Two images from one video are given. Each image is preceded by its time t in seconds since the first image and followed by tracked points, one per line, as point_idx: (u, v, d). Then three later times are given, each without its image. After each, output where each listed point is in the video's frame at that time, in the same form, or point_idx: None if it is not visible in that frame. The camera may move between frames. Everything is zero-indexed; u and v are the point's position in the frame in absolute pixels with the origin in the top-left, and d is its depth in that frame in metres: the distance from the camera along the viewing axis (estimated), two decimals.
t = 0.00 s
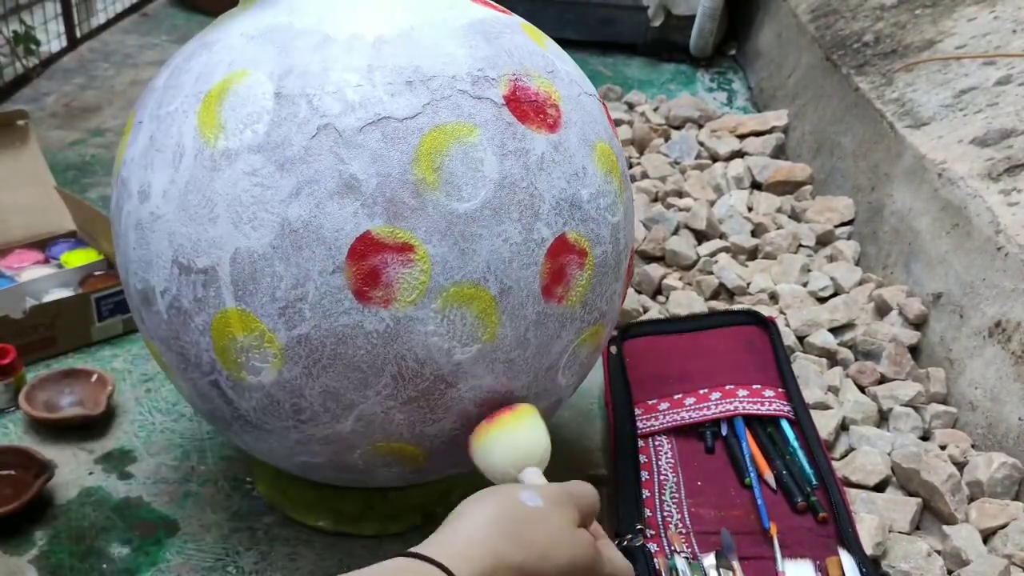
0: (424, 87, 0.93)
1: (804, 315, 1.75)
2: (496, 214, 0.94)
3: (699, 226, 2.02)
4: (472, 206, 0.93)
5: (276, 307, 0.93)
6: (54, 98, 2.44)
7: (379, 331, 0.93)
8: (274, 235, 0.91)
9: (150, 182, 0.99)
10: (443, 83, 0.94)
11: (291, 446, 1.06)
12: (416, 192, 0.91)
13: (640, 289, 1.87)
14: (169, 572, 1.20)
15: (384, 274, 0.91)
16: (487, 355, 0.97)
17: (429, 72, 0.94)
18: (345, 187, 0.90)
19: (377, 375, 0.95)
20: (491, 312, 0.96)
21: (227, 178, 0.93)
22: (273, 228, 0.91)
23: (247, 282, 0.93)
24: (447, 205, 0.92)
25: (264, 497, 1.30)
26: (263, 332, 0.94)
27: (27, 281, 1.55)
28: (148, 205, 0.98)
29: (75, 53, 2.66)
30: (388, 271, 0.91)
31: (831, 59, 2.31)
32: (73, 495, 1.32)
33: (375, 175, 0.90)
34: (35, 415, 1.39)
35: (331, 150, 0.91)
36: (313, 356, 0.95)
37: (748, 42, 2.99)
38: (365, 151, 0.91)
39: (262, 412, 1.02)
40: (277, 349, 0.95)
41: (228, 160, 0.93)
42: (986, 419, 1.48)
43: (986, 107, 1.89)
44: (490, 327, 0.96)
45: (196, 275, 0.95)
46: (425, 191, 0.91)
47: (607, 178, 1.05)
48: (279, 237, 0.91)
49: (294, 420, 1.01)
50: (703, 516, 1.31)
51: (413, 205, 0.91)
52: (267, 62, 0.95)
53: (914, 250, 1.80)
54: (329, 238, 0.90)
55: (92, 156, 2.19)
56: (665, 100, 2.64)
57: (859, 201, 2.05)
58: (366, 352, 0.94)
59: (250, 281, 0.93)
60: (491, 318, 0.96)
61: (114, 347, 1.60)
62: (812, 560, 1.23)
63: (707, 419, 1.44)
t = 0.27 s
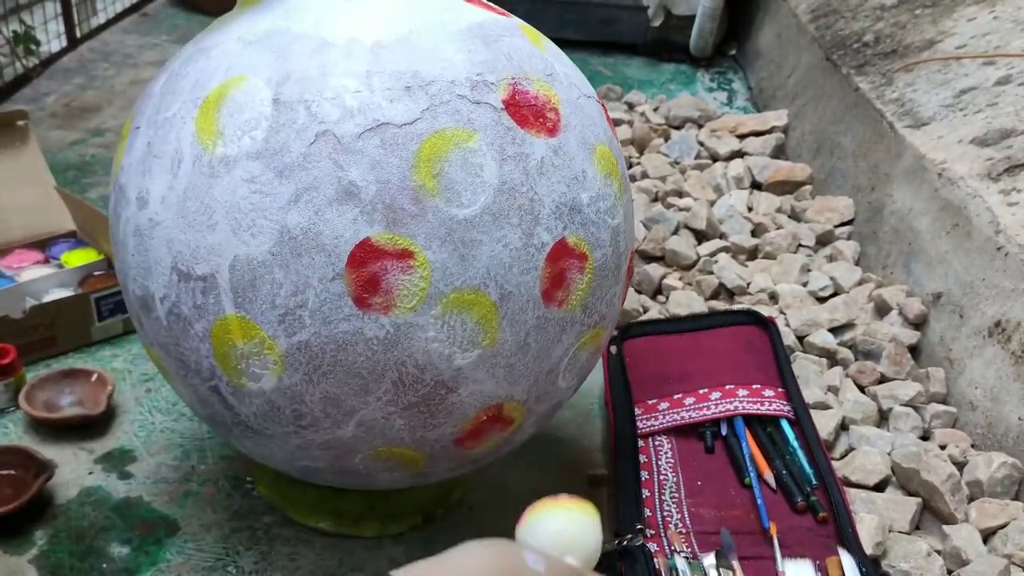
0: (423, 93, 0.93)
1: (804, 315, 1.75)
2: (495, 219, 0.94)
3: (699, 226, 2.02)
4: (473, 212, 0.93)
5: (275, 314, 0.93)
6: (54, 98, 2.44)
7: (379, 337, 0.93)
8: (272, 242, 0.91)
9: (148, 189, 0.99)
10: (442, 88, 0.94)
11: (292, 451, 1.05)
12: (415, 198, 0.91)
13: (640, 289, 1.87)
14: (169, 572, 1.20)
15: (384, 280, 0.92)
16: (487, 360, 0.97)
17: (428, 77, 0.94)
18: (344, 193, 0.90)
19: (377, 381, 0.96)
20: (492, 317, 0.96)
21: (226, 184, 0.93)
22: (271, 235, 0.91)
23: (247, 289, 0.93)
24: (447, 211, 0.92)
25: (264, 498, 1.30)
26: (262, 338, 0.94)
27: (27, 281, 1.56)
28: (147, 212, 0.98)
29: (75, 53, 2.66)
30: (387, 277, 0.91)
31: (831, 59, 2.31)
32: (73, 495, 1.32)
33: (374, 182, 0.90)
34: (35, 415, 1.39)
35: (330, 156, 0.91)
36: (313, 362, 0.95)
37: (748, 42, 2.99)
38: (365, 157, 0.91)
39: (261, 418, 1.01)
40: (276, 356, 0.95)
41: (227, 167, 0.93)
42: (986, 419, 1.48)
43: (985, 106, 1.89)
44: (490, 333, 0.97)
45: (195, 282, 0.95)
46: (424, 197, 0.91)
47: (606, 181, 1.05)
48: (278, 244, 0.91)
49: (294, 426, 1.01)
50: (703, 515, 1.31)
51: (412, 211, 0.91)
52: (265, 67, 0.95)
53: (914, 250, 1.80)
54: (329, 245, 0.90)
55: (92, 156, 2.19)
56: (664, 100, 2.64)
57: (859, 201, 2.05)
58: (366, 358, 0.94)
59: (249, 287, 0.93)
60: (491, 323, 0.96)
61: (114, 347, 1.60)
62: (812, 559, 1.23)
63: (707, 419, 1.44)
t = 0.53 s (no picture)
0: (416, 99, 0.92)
1: (804, 316, 1.75)
2: (489, 227, 0.94)
3: (699, 226, 2.02)
4: (467, 219, 0.93)
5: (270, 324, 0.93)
6: (54, 98, 2.44)
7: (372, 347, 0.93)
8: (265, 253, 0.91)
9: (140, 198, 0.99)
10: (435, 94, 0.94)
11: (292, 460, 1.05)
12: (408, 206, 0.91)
13: (640, 289, 1.87)
14: (169, 573, 1.20)
15: (379, 290, 0.91)
16: (484, 368, 0.98)
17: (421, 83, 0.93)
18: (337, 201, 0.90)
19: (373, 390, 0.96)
20: (487, 326, 0.96)
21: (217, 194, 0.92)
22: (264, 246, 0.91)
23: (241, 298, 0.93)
24: (440, 220, 0.92)
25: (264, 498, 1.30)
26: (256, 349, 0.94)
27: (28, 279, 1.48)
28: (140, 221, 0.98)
29: (74, 52, 2.66)
30: (381, 288, 0.91)
31: (831, 59, 2.31)
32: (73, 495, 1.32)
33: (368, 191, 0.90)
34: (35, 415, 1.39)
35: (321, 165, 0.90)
36: (307, 371, 0.95)
37: (748, 42, 2.99)
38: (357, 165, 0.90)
39: (258, 427, 1.01)
40: (271, 367, 0.95)
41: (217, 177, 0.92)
42: (986, 419, 1.48)
43: (986, 106, 1.89)
44: (485, 341, 0.96)
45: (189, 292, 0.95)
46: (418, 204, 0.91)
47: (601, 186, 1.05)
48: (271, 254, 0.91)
49: (291, 433, 1.00)
50: (703, 515, 1.31)
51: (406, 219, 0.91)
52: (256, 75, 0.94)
53: (914, 250, 1.80)
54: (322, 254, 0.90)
55: (92, 156, 2.19)
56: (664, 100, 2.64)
57: (859, 201, 2.05)
58: (361, 367, 0.94)
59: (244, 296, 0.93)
60: (486, 331, 0.96)
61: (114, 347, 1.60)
62: (813, 559, 1.23)
63: (707, 419, 1.44)
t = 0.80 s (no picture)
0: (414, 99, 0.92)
1: (804, 316, 1.75)
2: (488, 228, 0.94)
3: (699, 226, 2.02)
4: (467, 219, 0.93)
5: (270, 325, 0.93)
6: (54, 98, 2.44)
7: (369, 350, 0.93)
8: (264, 255, 0.91)
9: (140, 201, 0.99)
10: (434, 95, 0.94)
11: (293, 461, 1.05)
12: (407, 208, 0.90)
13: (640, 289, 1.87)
14: (169, 572, 1.20)
15: (377, 290, 0.91)
16: (483, 368, 0.98)
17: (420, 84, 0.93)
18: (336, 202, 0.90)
19: (372, 391, 0.96)
20: (487, 326, 0.96)
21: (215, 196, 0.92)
22: (263, 248, 0.91)
23: (240, 299, 0.93)
24: (439, 221, 0.91)
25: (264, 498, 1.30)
26: (256, 350, 0.94)
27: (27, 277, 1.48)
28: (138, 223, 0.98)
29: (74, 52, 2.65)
30: (380, 289, 0.91)
31: (831, 59, 2.31)
32: (73, 495, 1.32)
33: (366, 192, 0.89)
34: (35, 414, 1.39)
35: (320, 166, 0.90)
36: (307, 372, 0.95)
37: (748, 42, 2.99)
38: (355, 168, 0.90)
39: (257, 428, 1.01)
40: (271, 368, 0.95)
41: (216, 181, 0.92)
42: (986, 419, 1.48)
43: (986, 106, 1.89)
44: (485, 342, 0.97)
45: (189, 294, 0.96)
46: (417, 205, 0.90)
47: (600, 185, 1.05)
48: (270, 256, 0.91)
49: (290, 435, 1.00)
50: (703, 515, 1.31)
51: (404, 220, 0.90)
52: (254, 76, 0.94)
53: (914, 250, 1.80)
54: (321, 255, 0.90)
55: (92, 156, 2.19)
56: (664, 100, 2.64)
57: (859, 201, 2.05)
58: (360, 368, 0.94)
59: (243, 298, 0.93)
60: (485, 331, 0.96)
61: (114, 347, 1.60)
62: (812, 559, 1.23)
63: (707, 419, 1.44)
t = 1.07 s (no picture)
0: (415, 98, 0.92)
1: (804, 315, 1.75)
2: (489, 226, 0.94)
3: (699, 226, 2.02)
4: (468, 218, 0.93)
5: (270, 323, 0.93)
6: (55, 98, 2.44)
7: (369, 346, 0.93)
8: (264, 252, 0.90)
9: (140, 198, 0.98)
10: (435, 92, 0.93)
11: (294, 460, 1.05)
12: (409, 206, 0.91)
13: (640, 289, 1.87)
14: (169, 572, 1.20)
15: (378, 288, 0.91)
16: (484, 366, 0.98)
17: (420, 81, 0.93)
18: (337, 201, 0.90)
19: (373, 389, 0.96)
20: (488, 323, 0.96)
21: (212, 191, 0.92)
22: (264, 244, 0.90)
23: (241, 298, 0.93)
24: (440, 218, 0.91)
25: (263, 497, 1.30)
26: (257, 348, 0.94)
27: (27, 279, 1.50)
28: (140, 221, 0.98)
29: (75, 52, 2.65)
30: (380, 286, 0.91)
31: (832, 59, 2.31)
32: (73, 494, 1.32)
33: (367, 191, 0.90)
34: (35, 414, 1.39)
35: (322, 164, 0.90)
36: (308, 370, 0.95)
37: (748, 42, 2.99)
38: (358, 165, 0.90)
39: (258, 426, 1.01)
40: (272, 365, 0.95)
41: (215, 177, 0.92)
42: (986, 418, 1.48)
43: (986, 106, 1.89)
44: (486, 339, 0.97)
45: (190, 291, 0.96)
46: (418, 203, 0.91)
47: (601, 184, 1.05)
48: (271, 253, 0.90)
49: (290, 434, 1.00)
50: (703, 515, 1.31)
51: (405, 218, 0.91)
52: (252, 74, 0.93)
53: (914, 249, 1.80)
54: (322, 254, 0.90)
55: (92, 156, 2.20)
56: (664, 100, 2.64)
57: (859, 201, 2.05)
58: (361, 365, 0.94)
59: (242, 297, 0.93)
60: (486, 329, 0.96)
61: (113, 347, 1.60)
62: (812, 559, 1.23)
63: (707, 419, 1.44)
